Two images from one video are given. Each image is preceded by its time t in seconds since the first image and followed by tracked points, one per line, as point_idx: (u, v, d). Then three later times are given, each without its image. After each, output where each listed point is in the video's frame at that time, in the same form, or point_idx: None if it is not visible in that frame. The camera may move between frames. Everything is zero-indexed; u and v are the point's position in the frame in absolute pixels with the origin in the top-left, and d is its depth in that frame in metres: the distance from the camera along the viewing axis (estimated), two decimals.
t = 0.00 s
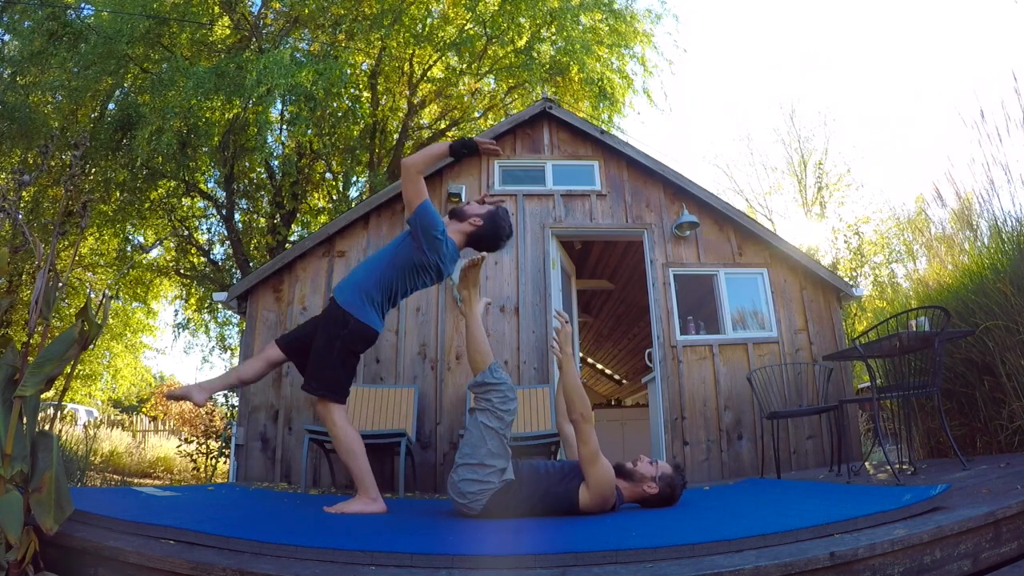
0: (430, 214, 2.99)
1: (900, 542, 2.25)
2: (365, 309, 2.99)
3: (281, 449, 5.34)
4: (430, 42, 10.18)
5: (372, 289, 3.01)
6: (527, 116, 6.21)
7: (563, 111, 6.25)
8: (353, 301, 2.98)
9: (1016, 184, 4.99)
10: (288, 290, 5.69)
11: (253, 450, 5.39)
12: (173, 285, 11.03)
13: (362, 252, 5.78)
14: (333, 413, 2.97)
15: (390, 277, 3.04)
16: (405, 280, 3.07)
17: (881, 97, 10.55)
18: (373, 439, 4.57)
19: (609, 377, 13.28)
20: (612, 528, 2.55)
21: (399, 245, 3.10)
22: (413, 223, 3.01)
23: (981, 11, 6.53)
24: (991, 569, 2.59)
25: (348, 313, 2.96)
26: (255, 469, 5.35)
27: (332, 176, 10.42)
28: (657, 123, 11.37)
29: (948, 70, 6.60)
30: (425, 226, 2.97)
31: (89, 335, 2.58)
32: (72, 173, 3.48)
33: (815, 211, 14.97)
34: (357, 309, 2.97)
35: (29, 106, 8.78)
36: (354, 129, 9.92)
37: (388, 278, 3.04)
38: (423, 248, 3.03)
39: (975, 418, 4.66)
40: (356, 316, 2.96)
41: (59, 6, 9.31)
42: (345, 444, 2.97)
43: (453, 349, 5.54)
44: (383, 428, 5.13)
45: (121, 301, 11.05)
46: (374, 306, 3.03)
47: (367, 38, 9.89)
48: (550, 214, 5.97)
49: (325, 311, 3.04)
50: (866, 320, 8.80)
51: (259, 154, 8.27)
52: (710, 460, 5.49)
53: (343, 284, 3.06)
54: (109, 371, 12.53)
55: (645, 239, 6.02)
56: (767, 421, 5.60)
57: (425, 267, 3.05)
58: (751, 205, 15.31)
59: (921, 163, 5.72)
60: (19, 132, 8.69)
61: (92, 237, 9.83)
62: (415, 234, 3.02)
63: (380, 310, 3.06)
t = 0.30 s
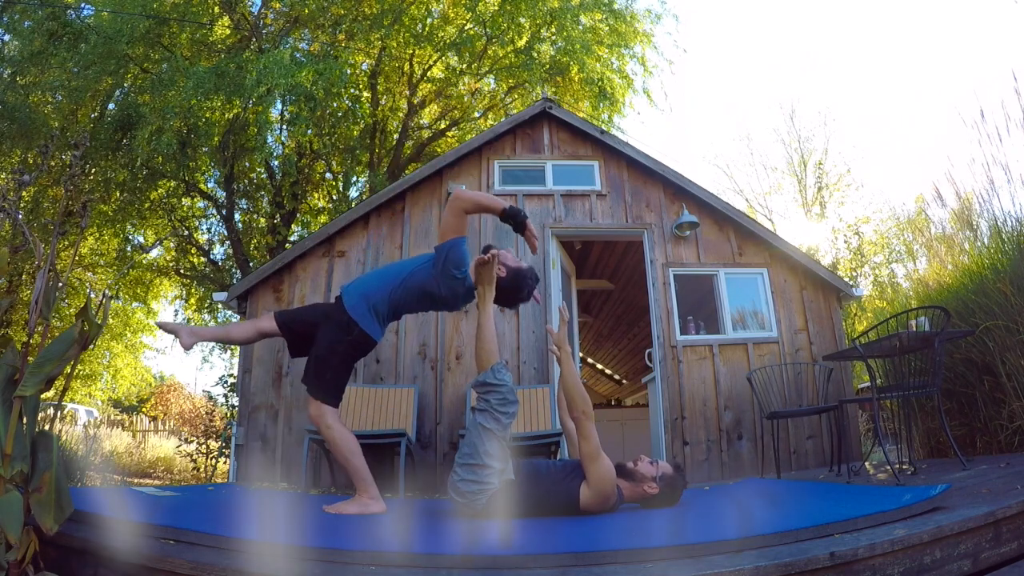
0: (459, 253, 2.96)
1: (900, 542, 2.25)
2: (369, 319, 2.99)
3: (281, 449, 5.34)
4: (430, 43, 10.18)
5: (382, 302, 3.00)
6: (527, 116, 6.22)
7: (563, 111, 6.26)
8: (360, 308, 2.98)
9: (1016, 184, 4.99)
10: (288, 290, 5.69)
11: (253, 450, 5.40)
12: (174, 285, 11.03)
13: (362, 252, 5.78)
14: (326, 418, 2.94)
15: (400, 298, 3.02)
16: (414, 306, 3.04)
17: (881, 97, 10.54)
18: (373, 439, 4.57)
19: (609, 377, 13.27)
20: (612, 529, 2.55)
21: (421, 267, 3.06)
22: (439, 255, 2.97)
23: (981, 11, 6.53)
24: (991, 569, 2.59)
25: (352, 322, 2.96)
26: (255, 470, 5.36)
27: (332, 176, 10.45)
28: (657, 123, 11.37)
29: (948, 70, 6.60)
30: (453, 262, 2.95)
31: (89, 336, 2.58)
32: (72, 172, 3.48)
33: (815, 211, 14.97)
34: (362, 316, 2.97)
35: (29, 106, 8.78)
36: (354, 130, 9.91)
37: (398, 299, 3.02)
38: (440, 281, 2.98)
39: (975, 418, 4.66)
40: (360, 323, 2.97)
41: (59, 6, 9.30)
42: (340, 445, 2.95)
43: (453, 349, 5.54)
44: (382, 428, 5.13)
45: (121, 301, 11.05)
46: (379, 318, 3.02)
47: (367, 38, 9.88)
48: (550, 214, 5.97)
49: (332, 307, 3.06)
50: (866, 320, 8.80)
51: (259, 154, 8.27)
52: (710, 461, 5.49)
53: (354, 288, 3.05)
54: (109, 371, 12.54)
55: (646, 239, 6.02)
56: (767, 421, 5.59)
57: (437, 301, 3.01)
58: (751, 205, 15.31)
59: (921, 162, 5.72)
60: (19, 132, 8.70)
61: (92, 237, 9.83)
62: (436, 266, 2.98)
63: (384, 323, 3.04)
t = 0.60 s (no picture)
0: (496, 316, 2.96)
1: (900, 542, 2.25)
2: (392, 335, 2.93)
3: (281, 449, 5.34)
4: (430, 42, 10.19)
5: (410, 321, 2.96)
6: (527, 116, 6.23)
7: (563, 111, 6.26)
8: (386, 323, 2.93)
9: (1016, 184, 4.99)
10: (288, 290, 5.69)
11: (253, 450, 5.40)
12: (174, 285, 11.04)
13: (362, 253, 5.78)
14: (324, 421, 2.94)
15: (426, 329, 3.00)
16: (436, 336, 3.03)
17: (881, 97, 10.53)
18: (373, 439, 4.57)
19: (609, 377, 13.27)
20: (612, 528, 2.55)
21: (457, 302, 3.00)
22: (477, 308, 2.94)
23: (981, 11, 6.53)
24: (991, 569, 2.59)
25: (374, 334, 2.92)
26: (255, 470, 5.36)
27: (332, 176, 10.46)
28: (657, 123, 11.38)
29: (948, 70, 6.60)
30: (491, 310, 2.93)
31: (89, 335, 2.58)
32: (72, 172, 3.48)
33: (815, 211, 14.97)
34: (385, 330, 2.92)
35: (29, 106, 8.77)
36: (354, 129, 9.92)
37: (424, 327, 3.00)
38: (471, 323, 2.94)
39: (975, 418, 4.66)
40: (382, 336, 2.92)
41: (59, 6, 9.30)
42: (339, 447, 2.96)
43: (453, 349, 5.55)
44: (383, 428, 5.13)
45: (121, 301, 11.05)
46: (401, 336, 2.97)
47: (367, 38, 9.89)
48: (550, 214, 5.97)
49: (358, 310, 3.04)
50: (866, 320, 8.81)
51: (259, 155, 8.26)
52: (710, 460, 5.49)
53: (384, 302, 3.00)
54: (109, 371, 12.54)
55: (645, 239, 6.02)
56: (767, 421, 5.59)
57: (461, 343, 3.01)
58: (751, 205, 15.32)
59: (921, 163, 5.73)
60: (18, 132, 8.68)
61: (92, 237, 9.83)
62: (472, 317, 2.95)
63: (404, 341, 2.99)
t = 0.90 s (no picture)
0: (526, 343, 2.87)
1: (900, 542, 2.25)
2: (424, 356, 2.87)
3: (281, 449, 5.34)
4: (430, 42, 10.19)
5: (443, 344, 2.90)
6: (527, 117, 6.23)
7: (563, 112, 6.26)
8: (420, 345, 2.86)
9: (1015, 184, 4.99)
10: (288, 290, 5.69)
11: (252, 450, 5.40)
12: (174, 285, 11.04)
13: (362, 253, 5.78)
14: (336, 421, 2.95)
15: (459, 352, 2.95)
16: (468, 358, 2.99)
17: (881, 97, 10.53)
18: (374, 440, 4.57)
19: (609, 377, 13.26)
20: (612, 528, 2.55)
21: (492, 330, 2.91)
22: (507, 340, 2.87)
23: (981, 11, 6.53)
24: (991, 569, 2.59)
25: (405, 352, 2.86)
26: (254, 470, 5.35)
27: (332, 176, 10.45)
28: (657, 123, 11.38)
29: (948, 70, 6.60)
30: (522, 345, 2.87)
31: (89, 335, 2.58)
32: (72, 172, 3.48)
33: (815, 211, 14.97)
34: (418, 352, 2.86)
35: (29, 106, 8.76)
36: (354, 129, 9.92)
37: (456, 350, 2.94)
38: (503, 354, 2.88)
39: (975, 417, 4.66)
40: (414, 357, 2.86)
41: (59, 6, 9.29)
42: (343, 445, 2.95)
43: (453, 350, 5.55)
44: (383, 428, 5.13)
45: (121, 301, 11.05)
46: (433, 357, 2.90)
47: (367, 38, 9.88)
48: (550, 214, 5.97)
49: (394, 323, 2.96)
50: (866, 320, 8.81)
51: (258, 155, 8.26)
52: (710, 461, 5.49)
53: (420, 322, 2.91)
54: (109, 371, 12.54)
55: (645, 239, 6.02)
56: (767, 421, 5.59)
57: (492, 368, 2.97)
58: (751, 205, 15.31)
59: (921, 163, 5.73)
60: (18, 132, 8.67)
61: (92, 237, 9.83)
62: (502, 348, 2.89)
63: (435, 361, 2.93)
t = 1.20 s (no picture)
0: (551, 355, 2.81)
1: (900, 542, 2.25)
2: (457, 335, 2.86)
3: (281, 449, 5.34)
4: (430, 42, 10.19)
5: (477, 330, 2.86)
6: (526, 116, 6.23)
7: (563, 111, 6.26)
8: (458, 322, 2.85)
9: (1015, 184, 4.99)
10: (288, 290, 5.68)
11: (252, 450, 5.39)
12: (174, 285, 11.04)
13: (362, 253, 5.78)
14: (362, 369, 2.98)
15: (487, 345, 2.91)
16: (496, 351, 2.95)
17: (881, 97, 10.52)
18: (374, 439, 4.57)
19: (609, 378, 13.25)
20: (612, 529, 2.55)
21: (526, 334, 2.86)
22: (533, 349, 2.81)
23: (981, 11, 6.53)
24: (991, 569, 2.59)
25: (440, 322, 2.85)
26: (254, 470, 5.35)
27: (332, 176, 10.45)
28: (657, 123, 11.38)
29: (948, 70, 6.60)
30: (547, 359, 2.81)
31: (89, 335, 2.58)
32: (72, 172, 3.48)
33: (815, 211, 14.97)
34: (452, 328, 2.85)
35: (29, 106, 8.75)
36: (354, 129, 9.93)
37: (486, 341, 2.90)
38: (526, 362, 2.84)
39: (975, 418, 4.66)
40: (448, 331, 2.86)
41: (58, 6, 9.29)
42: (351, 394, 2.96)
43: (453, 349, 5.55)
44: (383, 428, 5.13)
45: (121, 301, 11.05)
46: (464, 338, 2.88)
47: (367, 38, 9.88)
48: (550, 214, 5.97)
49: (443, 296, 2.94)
50: (867, 320, 8.81)
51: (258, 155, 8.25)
52: (710, 461, 5.49)
53: (465, 302, 2.89)
54: (109, 371, 12.53)
55: (645, 239, 6.02)
56: (767, 421, 5.60)
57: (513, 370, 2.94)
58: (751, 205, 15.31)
59: (921, 163, 5.73)
60: (18, 132, 8.66)
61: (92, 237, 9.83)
62: (526, 356, 2.83)
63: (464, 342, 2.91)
